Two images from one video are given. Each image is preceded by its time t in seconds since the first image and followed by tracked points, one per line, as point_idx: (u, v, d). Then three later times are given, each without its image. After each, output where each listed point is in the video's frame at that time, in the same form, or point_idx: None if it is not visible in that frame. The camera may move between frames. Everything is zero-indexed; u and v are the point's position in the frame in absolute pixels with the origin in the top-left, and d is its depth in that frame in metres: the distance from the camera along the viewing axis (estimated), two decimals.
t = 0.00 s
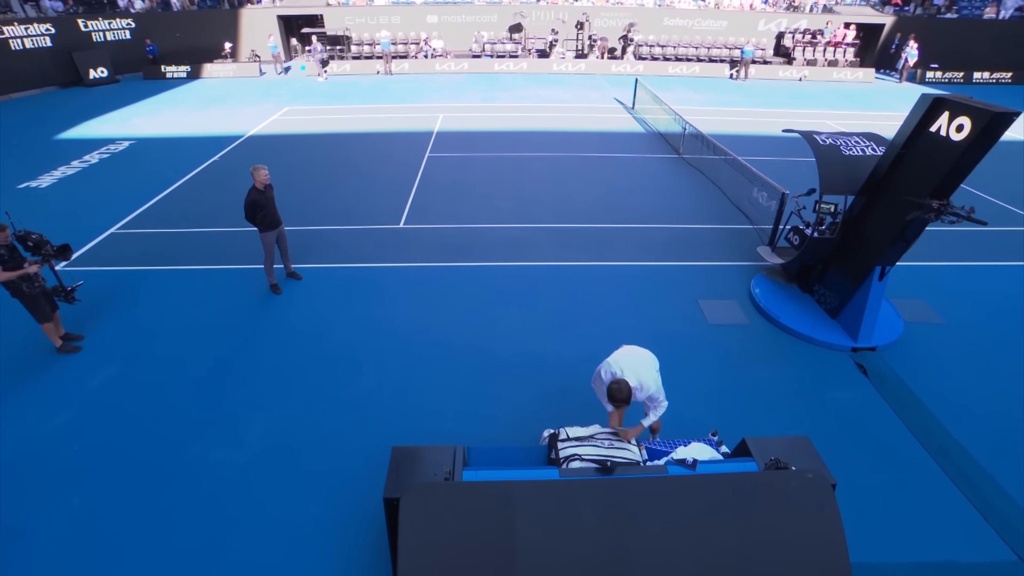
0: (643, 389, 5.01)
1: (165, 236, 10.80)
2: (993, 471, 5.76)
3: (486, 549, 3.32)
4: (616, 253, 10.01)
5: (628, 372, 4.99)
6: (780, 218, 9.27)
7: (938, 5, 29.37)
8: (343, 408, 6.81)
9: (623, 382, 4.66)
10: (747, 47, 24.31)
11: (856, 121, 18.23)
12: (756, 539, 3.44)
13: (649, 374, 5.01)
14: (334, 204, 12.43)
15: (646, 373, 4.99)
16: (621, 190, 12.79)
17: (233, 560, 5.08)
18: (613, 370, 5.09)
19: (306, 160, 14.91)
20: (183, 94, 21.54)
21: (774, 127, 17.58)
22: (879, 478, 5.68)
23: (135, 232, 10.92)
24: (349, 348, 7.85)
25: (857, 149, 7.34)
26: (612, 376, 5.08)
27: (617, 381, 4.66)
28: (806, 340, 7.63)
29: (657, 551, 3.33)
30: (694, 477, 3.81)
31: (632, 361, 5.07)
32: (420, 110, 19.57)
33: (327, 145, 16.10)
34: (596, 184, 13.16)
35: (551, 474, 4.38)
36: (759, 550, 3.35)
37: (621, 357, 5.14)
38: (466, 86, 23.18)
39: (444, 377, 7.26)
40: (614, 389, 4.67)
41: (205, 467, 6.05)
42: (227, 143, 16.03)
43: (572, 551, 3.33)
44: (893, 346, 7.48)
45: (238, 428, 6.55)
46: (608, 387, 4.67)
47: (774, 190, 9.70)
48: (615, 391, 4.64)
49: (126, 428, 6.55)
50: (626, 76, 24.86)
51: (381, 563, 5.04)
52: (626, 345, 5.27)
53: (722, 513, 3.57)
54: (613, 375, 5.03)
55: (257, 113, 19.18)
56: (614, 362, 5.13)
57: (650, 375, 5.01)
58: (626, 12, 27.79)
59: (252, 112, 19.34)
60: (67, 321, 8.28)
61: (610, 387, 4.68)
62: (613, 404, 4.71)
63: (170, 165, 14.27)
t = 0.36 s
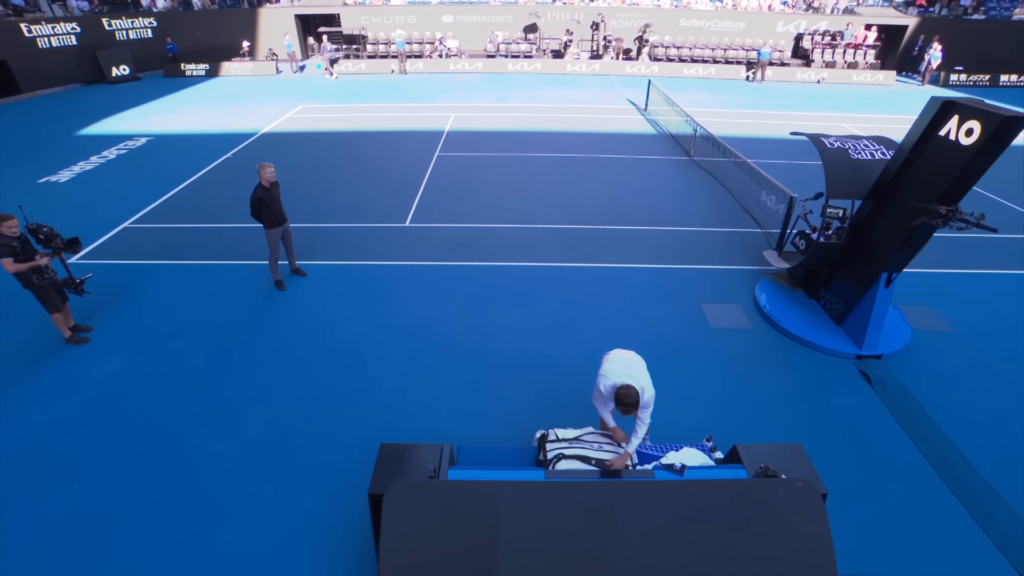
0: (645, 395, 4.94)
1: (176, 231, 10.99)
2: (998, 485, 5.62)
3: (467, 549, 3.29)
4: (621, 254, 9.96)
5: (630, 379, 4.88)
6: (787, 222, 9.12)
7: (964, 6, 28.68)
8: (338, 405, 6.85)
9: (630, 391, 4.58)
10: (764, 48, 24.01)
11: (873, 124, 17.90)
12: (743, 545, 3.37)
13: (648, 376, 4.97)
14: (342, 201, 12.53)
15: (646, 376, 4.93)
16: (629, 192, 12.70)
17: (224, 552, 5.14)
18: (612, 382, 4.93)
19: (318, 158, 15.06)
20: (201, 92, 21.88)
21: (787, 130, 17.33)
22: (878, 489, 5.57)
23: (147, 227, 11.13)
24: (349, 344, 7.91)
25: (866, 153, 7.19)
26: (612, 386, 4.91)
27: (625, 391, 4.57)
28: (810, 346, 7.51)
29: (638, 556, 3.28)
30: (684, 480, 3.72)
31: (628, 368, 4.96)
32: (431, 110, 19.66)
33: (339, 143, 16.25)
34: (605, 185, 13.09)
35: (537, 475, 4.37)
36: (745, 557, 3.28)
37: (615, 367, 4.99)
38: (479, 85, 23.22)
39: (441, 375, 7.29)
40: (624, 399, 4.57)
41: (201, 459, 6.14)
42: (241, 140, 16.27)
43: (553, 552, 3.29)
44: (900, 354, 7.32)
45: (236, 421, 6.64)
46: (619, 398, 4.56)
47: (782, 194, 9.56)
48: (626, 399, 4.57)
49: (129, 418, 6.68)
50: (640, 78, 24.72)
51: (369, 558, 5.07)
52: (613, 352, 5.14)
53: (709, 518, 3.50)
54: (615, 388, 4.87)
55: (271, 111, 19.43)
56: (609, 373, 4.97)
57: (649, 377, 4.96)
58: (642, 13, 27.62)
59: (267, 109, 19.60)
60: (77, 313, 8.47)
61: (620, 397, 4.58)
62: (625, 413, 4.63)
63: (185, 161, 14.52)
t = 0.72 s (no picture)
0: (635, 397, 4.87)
1: (184, 226, 11.14)
2: (997, 496, 5.49)
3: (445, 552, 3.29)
4: (623, 256, 9.91)
5: (620, 382, 4.80)
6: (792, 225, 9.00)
7: (987, 7, 28.05)
8: (333, 401, 6.89)
9: (625, 391, 4.48)
10: (779, 50, 23.72)
11: (887, 128, 17.62)
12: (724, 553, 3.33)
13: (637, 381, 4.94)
14: (347, 199, 12.60)
15: (636, 380, 4.89)
16: (635, 193, 12.62)
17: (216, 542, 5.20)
18: (603, 385, 4.80)
19: (326, 156, 15.18)
20: (215, 90, 22.16)
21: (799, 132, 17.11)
22: (873, 498, 5.48)
23: (156, 223, 11.30)
24: (346, 341, 7.97)
25: (871, 156, 7.05)
26: (603, 389, 4.80)
27: (620, 391, 4.47)
28: (810, 351, 7.40)
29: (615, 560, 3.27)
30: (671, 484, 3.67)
31: (620, 370, 4.88)
32: (441, 109, 19.72)
33: (348, 141, 16.38)
34: (610, 186, 13.02)
35: (521, 476, 4.37)
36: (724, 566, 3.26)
37: (607, 369, 4.88)
38: (490, 85, 23.23)
39: (436, 374, 7.30)
40: (618, 400, 4.46)
41: (197, 451, 6.21)
42: (252, 138, 16.46)
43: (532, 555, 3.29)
44: (904, 361, 7.18)
45: (232, 415, 6.71)
46: (613, 398, 4.43)
47: (788, 197, 9.42)
48: (619, 401, 4.44)
49: (128, 409, 6.78)
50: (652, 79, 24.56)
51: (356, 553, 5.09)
52: (602, 354, 5.03)
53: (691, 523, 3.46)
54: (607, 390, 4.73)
55: (283, 109, 19.64)
56: (600, 376, 4.84)
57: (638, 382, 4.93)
58: (655, 14, 27.44)
59: (279, 108, 19.82)
60: (85, 305, 8.63)
61: (614, 398, 4.46)
62: (615, 416, 4.49)
63: (196, 158, 14.72)
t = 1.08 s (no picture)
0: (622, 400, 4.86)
1: (191, 222, 11.29)
2: (995, 507, 5.40)
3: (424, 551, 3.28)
4: (624, 257, 9.87)
5: (607, 385, 4.78)
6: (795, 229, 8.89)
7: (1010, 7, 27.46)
8: (328, 396, 6.94)
9: (609, 395, 4.49)
10: (792, 51, 23.45)
11: (901, 131, 17.35)
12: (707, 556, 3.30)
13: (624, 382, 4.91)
14: (352, 198, 12.68)
15: (623, 382, 4.87)
16: (640, 194, 12.54)
17: (206, 533, 5.27)
18: (590, 389, 4.79)
19: (334, 154, 15.30)
20: (228, 88, 22.44)
21: (810, 135, 16.91)
22: (867, 507, 5.40)
23: (164, 218, 11.46)
24: (345, 338, 8.02)
25: (875, 159, 6.95)
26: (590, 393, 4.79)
27: (605, 395, 4.47)
28: (810, 356, 7.31)
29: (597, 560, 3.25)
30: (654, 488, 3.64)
31: (607, 372, 4.85)
32: (450, 109, 19.78)
33: (356, 140, 16.50)
34: (615, 187, 12.96)
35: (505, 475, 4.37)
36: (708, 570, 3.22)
37: (594, 371, 4.85)
38: (500, 85, 23.25)
39: (432, 371, 7.33)
40: (602, 405, 4.48)
41: (193, 444, 6.28)
42: (262, 135, 16.66)
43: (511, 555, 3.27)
44: (906, 368, 7.06)
45: (229, 409, 6.77)
46: (597, 403, 4.45)
47: (792, 200, 9.31)
48: (603, 405, 4.47)
49: (128, 401, 6.88)
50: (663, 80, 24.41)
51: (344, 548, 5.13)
52: (590, 356, 5.00)
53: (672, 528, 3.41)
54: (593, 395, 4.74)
55: (294, 107, 19.84)
56: (588, 379, 4.82)
57: (625, 383, 4.90)
58: (667, 15, 27.27)
59: (290, 106, 20.02)
60: (91, 299, 8.78)
61: (598, 403, 4.48)
62: (600, 419, 4.53)
63: (207, 155, 14.91)
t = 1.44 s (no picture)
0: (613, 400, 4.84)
1: (198, 219, 11.44)
2: (993, 518, 5.30)
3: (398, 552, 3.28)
4: (625, 258, 9.83)
5: (598, 388, 4.74)
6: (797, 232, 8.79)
7: None
8: (324, 392, 6.98)
9: (603, 397, 4.46)
10: (805, 53, 23.19)
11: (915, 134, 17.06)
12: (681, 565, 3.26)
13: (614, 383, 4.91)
14: (357, 196, 12.77)
15: (613, 383, 4.87)
16: (644, 196, 12.47)
17: (198, 523, 5.33)
18: (581, 393, 4.73)
19: (341, 153, 15.41)
20: (241, 87, 22.71)
21: (821, 137, 16.71)
22: (859, 516, 5.32)
23: (173, 214, 11.63)
24: (342, 335, 8.08)
25: (878, 162, 6.84)
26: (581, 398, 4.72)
27: (598, 398, 4.45)
28: (808, 361, 7.23)
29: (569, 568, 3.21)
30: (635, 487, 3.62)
31: (598, 374, 4.82)
32: (458, 108, 19.84)
33: (364, 138, 16.61)
34: (620, 188, 12.91)
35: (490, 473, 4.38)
36: None
37: (585, 374, 4.81)
38: (510, 85, 23.28)
39: (427, 369, 7.36)
40: (597, 407, 4.43)
41: (190, 436, 6.36)
42: (271, 133, 16.84)
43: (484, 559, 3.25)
44: (907, 375, 6.94)
45: (226, 403, 6.85)
46: (591, 405, 4.41)
47: (796, 203, 9.18)
48: (598, 407, 4.43)
49: (129, 393, 6.98)
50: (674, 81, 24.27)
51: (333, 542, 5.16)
52: (578, 360, 4.97)
53: (651, 532, 3.38)
54: (585, 398, 4.68)
55: (305, 106, 20.03)
56: (578, 384, 4.76)
57: (615, 384, 4.90)
58: (679, 15, 27.11)
59: (300, 105, 20.23)
60: (98, 292, 8.95)
61: (592, 406, 4.43)
62: (593, 422, 4.48)
63: (217, 152, 15.11)
